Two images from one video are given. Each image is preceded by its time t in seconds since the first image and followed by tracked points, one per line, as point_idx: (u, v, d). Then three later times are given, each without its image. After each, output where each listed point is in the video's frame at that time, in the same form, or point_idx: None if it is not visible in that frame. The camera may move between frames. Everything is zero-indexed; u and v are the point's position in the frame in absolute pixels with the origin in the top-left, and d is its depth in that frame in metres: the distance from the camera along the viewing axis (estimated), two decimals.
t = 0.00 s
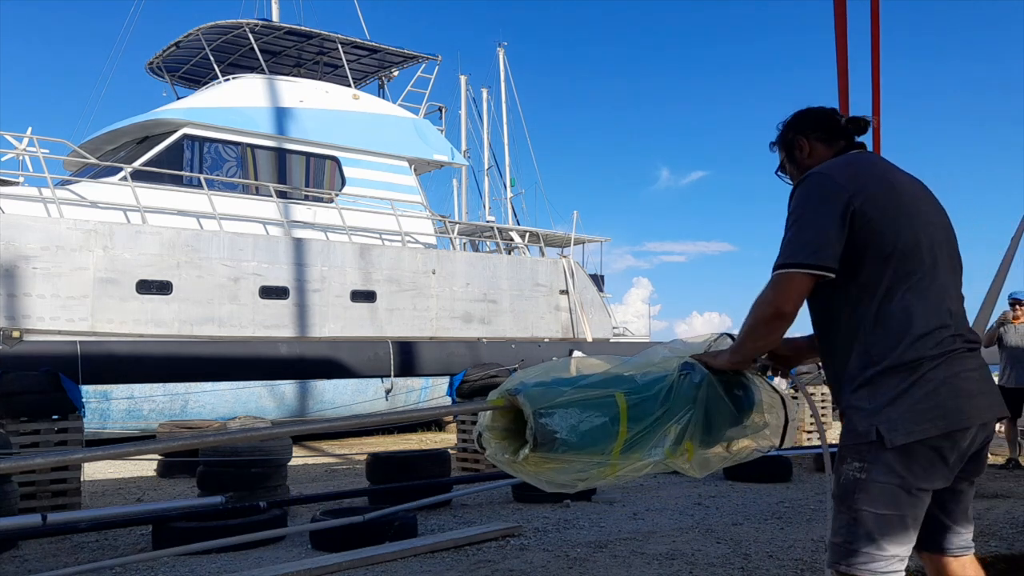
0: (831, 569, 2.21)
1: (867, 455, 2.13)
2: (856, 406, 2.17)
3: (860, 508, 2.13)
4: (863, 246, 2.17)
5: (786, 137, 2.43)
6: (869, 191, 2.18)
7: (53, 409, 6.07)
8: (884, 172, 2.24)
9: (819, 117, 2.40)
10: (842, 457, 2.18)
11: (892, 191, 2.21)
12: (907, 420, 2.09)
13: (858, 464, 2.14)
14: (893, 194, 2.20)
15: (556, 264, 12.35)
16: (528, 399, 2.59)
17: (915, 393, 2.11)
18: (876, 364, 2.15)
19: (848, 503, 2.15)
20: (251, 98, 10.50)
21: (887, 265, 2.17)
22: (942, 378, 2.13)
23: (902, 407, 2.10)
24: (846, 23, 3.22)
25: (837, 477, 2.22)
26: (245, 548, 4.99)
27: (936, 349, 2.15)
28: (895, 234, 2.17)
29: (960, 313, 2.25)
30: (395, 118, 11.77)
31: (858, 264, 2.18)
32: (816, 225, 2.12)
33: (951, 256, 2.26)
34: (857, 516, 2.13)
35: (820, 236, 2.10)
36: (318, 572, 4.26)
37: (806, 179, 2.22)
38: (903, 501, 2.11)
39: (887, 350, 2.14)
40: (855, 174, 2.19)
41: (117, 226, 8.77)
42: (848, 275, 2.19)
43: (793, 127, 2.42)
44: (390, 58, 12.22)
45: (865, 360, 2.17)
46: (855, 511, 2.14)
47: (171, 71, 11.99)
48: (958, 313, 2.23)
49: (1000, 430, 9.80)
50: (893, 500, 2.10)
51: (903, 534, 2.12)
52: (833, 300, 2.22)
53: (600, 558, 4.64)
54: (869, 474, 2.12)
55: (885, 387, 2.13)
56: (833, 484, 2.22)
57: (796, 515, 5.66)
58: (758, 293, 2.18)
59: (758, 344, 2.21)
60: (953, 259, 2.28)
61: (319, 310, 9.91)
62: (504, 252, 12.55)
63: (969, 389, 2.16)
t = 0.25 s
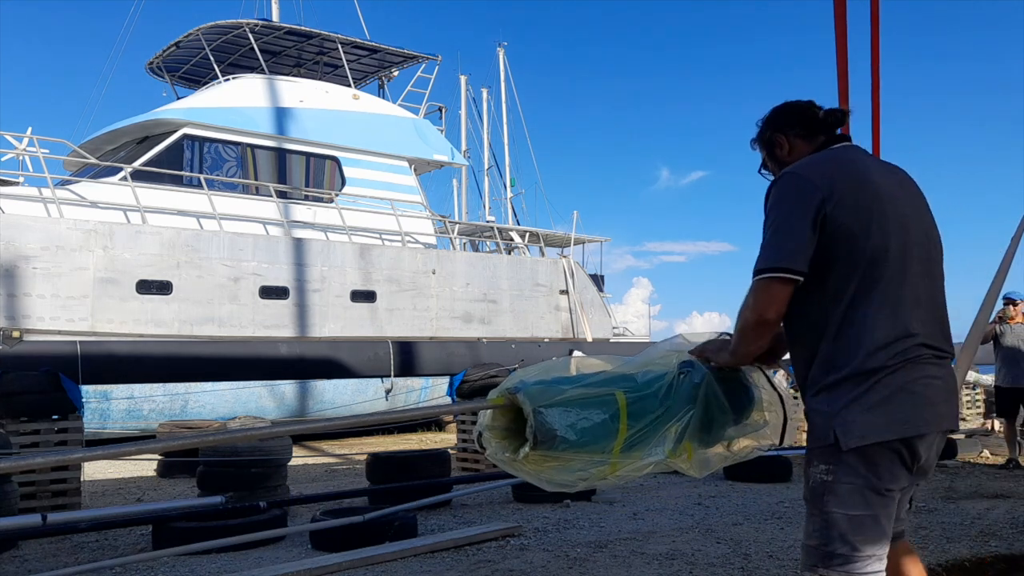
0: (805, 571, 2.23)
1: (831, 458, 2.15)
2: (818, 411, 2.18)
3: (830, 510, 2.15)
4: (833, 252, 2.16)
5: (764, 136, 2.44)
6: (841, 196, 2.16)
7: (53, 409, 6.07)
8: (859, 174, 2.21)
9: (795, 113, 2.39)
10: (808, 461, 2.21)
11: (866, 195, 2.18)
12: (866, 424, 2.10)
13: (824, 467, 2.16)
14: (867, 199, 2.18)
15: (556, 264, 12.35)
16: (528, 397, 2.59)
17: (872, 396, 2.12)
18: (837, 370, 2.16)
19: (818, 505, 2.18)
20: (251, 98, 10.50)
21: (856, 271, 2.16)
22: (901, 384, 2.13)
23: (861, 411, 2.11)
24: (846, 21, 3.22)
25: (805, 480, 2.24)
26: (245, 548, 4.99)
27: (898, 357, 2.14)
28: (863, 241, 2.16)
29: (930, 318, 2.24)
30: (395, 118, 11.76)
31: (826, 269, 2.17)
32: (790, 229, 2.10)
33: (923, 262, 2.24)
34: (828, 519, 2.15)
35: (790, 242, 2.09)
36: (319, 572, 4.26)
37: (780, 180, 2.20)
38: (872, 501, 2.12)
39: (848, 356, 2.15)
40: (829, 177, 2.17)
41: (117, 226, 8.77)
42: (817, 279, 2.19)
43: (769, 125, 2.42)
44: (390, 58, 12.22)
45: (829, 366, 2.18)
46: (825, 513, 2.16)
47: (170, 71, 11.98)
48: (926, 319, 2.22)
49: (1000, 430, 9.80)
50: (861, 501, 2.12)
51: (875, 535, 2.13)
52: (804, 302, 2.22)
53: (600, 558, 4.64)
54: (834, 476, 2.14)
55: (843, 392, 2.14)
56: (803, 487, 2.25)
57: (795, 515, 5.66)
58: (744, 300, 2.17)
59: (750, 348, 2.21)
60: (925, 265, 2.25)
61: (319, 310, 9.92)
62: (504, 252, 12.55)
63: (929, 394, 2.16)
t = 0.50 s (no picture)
0: (805, 571, 2.22)
1: (834, 456, 2.15)
2: (818, 411, 2.18)
3: (834, 509, 2.15)
4: (841, 259, 2.17)
5: (754, 144, 2.43)
6: (851, 205, 2.17)
7: (53, 409, 6.07)
8: (866, 185, 2.22)
9: (783, 121, 2.40)
10: (809, 461, 2.20)
11: (872, 205, 2.20)
12: (868, 423, 2.12)
13: (826, 466, 2.16)
14: (874, 209, 2.20)
15: (556, 264, 12.35)
16: (529, 397, 2.60)
17: (872, 397, 2.14)
18: (839, 372, 2.17)
19: (821, 504, 2.17)
20: (251, 98, 10.50)
21: (860, 278, 2.17)
22: (898, 386, 2.17)
23: (863, 411, 2.13)
24: (846, 22, 3.22)
25: (804, 480, 2.23)
26: (245, 548, 4.99)
27: (898, 361, 2.18)
28: (871, 250, 2.18)
29: (923, 324, 2.29)
30: (395, 118, 11.76)
31: (834, 276, 2.18)
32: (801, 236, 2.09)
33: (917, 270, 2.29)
34: (831, 518, 2.15)
35: (804, 249, 2.08)
36: (319, 572, 4.26)
37: (790, 186, 2.19)
38: (874, 498, 2.14)
39: (852, 360, 2.16)
40: (840, 185, 2.17)
41: (117, 226, 8.77)
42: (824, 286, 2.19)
43: (758, 133, 2.42)
44: (390, 57, 12.22)
45: (831, 369, 2.18)
46: (829, 511, 2.15)
47: (170, 71, 11.98)
48: (919, 324, 2.27)
49: (1000, 430, 9.79)
50: (864, 499, 2.13)
51: (877, 532, 2.14)
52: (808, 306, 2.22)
53: (600, 558, 4.64)
54: (837, 475, 2.14)
55: (845, 393, 2.15)
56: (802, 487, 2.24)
57: (795, 515, 5.66)
58: (747, 305, 2.17)
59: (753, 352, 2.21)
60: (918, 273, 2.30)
61: (319, 310, 9.92)
62: (504, 252, 12.55)
63: (921, 396, 2.21)
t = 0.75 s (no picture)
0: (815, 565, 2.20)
1: (847, 449, 2.15)
2: (830, 404, 2.19)
3: (844, 500, 2.14)
4: (846, 252, 2.19)
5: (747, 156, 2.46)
6: (855, 200, 2.20)
7: (53, 409, 6.07)
8: (867, 186, 2.27)
9: (775, 135, 2.44)
10: (820, 453, 2.19)
11: (874, 202, 2.25)
12: (880, 417, 2.14)
13: (838, 458, 2.16)
14: (874, 205, 2.24)
15: (556, 264, 12.35)
16: (528, 396, 2.60)
17: (882, 391, 2.17)
18: (851, 367, 2.18)
19: (831, 496, 2.16)
20: (251, 98, 10.50)
21: (866, 273, 2.20)
22: (906, 381, 2.20)
23: (875, 405, 2.15)
24: (846, 23, 3.22)
25: (813, 472, 2.22)
26: (245, 548, 4.99)
27: (905, 357, 2.21)
28: (877, 246, 2.21)
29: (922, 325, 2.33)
30: (395, 118, 11.75)
31: (839, 269, 2.20)
32: (808, 225, 2.11)
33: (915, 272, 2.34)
34: (841, 509, 2.14)
35: (813, 236, 2.10)
36: (319, 572, 4.26)
37: (794, 181, 2.22)
38: (882, 491, 2.15)
39: (861, 353, 2.18)
40: (841, 182, 2.22)
41: (117, 226, 8.77)
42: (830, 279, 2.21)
43: (750, 146, 2.46)
44: (390, 58, 12.22)
45: (839, 362, 2.20)
46: (840, 503, 2.15)
47: (170, 71, 11.98)
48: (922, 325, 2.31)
49: (1000, 430, 9.79)
50: (874, 491, 2.14)
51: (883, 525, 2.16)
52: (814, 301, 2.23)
53: (600, 558, 4.64)
54: (850, 467, 2.14)
55: (858, 386, 2.17)
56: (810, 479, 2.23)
57: (795, 515, 5.66)
58: (755, 286, 2.15)
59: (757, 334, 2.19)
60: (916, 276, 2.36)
61: (319, 310, 9.91)
62: (504, 252, 12.55)
63: (927, 395, 2.25)
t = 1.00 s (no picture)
0: (827, 568, 2.21)
1: (851, 451, 2.15)
2: (832, 407, 2.19)
3: (854, 503, 2.15)
4: (841, 248, 2.20)
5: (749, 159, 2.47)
6: (851, 196, 2.21)
7: (53, 409, 6.07)
8: (865, 183, 2.28)
9: (776, 139, 2.44)
10: (826, 457, 2.19)
11: (872, 200, 2.25)
12: (882, 417, 2.14)
13: (844, 461, 2.16)
14: (871, 203, 2.24)
15: (556, 264, 12.34)
16: (528, 397, 2.59)
17: (883, 392, 2.17)
18: (849, 366, 2.18)
19: (841, 500, 2.17)
20: (251, 98, 10.50)
21: (863, 270, 2.20)
22: (907, 380, 2.20)
23: (877, 405, 2.15)
24: (846, 22, 3.22)
25: (820, 476, 2.22)
26: (245, 548, 4.99)
27: (904, 356, 2.20)
28: (873, 242, 2.21)
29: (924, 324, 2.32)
30: (395, 118, 11.75)
31: (835, 265, 2.21)
32: (801, 219, 2.13)
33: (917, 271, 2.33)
34: (852, 512, 2.15)
35: (804, 230, 2.12)
36: (319, 572, 4.26)
37: (790, 177, 2.25)
38: (891, 490, 2.16)
39: (858, 351, 2.18)
40: (838, 179, 2.23)
41: (117, 226, 8.77)
42: (824, 275, 2.22)
43: (751, 150, 2.46)
44: (390, 58, 12.22)
45: (837, 362, 2.20)
46: (850, 506, 2.15)
47: (170, 71, 11.98)
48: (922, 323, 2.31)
49: (1001, 430, 9.79)
50: (882, 491, 2.15)
51: (894, 525, 2.16)
52: (809, 297, 2.24)
53: (599, 558, 4.64)
54: (855, 469, 2.15)
55: (858, 387, 2.17)
56: (817, 484, 2.23)
57: (795, 515, 5.66)
58: (746, 276, 2.18)
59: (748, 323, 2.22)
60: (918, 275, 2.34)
61: (319, 310, 9.92)
62: (504, 252, 12.55)
63: (928, 393, 2.25)
